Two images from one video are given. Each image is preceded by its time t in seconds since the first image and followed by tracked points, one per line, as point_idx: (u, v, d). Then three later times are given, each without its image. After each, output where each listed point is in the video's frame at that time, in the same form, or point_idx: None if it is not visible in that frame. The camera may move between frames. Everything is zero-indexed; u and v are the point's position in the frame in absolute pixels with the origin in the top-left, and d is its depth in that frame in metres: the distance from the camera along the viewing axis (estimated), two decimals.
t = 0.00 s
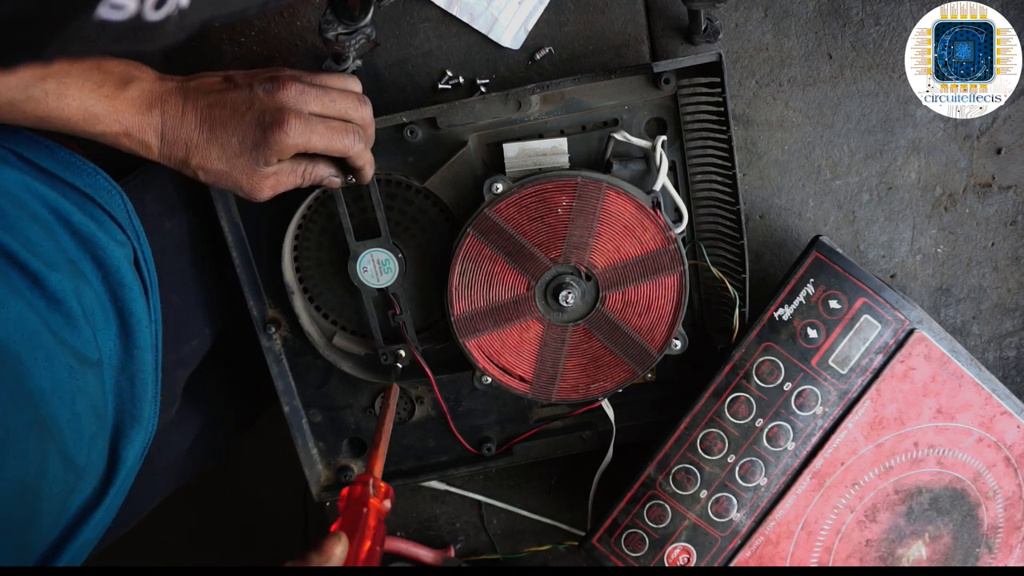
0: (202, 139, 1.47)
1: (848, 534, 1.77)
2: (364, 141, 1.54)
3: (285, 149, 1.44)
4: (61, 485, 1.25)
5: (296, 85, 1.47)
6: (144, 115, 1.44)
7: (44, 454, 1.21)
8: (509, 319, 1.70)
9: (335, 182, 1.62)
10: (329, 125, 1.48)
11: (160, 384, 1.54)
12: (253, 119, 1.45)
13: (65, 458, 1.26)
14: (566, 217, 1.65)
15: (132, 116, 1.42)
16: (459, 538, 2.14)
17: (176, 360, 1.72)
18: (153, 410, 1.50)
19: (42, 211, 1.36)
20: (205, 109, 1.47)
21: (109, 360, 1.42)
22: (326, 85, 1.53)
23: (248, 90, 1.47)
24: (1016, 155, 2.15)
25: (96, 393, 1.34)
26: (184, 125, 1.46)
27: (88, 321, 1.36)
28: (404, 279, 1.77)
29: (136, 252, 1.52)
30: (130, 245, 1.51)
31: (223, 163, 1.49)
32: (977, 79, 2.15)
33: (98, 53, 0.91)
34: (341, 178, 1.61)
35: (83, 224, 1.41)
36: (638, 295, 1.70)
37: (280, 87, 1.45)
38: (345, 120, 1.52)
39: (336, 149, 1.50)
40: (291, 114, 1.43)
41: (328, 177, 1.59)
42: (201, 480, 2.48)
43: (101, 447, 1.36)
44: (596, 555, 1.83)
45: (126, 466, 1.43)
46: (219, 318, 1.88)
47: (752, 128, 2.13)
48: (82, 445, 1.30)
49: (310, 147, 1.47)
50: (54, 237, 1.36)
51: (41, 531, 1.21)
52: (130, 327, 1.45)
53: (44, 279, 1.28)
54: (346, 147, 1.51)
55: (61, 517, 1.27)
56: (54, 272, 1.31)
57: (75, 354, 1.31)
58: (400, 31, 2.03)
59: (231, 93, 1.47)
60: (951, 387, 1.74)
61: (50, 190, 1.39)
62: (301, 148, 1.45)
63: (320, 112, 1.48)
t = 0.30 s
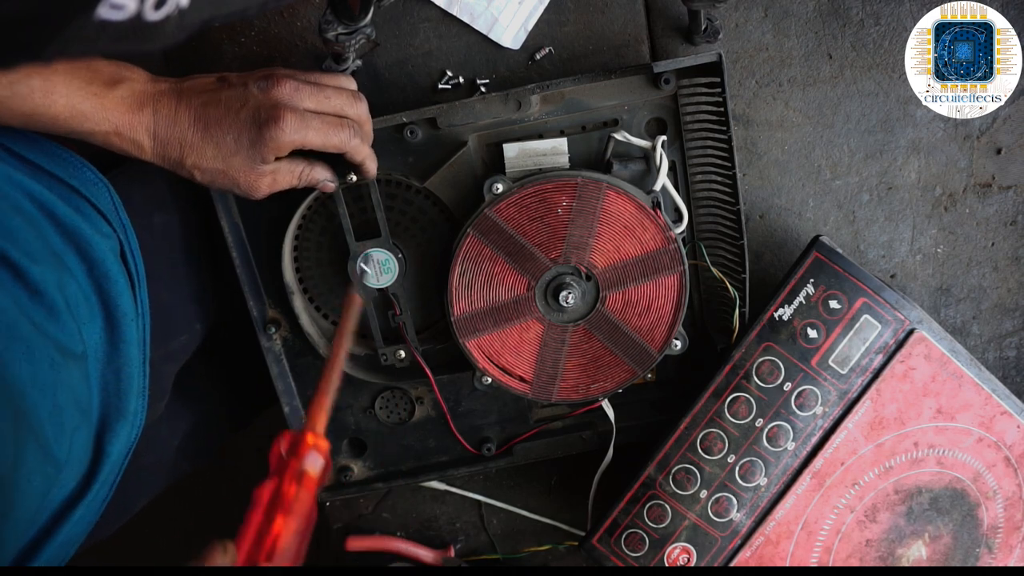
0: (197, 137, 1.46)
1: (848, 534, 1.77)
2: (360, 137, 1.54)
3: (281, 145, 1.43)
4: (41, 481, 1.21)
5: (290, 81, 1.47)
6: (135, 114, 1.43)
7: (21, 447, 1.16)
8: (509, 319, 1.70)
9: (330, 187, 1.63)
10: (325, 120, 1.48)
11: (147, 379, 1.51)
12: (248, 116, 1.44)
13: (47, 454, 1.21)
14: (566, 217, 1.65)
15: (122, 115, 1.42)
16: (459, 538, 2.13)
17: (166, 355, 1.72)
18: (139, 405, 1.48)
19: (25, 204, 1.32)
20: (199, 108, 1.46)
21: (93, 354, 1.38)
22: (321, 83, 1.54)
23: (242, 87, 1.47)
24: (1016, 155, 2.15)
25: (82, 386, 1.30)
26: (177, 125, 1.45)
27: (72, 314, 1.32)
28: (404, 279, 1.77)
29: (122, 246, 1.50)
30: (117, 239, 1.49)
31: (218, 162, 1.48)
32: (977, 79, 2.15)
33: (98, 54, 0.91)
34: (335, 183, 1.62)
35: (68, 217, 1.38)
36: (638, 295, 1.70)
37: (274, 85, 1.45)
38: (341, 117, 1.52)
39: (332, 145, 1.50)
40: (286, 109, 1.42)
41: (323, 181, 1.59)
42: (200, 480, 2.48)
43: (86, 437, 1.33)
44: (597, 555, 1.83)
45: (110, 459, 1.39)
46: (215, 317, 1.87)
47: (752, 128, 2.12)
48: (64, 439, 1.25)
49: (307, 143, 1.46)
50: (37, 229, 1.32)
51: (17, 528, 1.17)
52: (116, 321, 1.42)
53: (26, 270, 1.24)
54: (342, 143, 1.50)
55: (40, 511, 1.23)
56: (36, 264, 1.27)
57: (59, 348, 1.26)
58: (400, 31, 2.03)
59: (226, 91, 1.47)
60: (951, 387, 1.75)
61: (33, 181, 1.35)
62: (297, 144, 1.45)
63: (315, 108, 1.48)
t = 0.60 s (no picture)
0: (200, 132, 1.45)
1: (848, 534, 1.77)
2: (360, 140, 1.54)
3: (286, 142, 1.43)
4: (32, 470, 1.20)
5: (297, 78, 1.46)
6: (136, 108, 1.43)
7: (6, 437, 1.16)
8: (509, 319, 1.70)
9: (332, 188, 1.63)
10: (329, 120, 1.48)
11: (139, 374, 1.50)
12: (254, 111, 1.43)
13: (36, 446, 1.21)
14: (566, 217, 1.65)
15: (124, 109, 1.42)
16: (459, 538, 2.14)
17: (159, 349, 1.70)
18: (132, 398, 1.46)
19: (10, 195, 1.32)
20: (203, 104, 1.45)
21: (83, 347, 1.38)
22: (326, 81, 1.53)
23: (248, 83, 1.46)
24: (1016, 155, 2.15)
25: (68, 377, 1.31)
26: (179, 119, 1.45)
27: (61, 306, 1.34)
28: (404, 279, 1.77)
29: (112, 239, 1.49)
30: (107, 232, 1.48)
31: (221, 157, 1.48)
32: (977, 79, 2.15)
33: (98, 54, 0.90)
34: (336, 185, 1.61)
35: (55, 209, 1.38)
36: (638, 294, 1.70)
37: (280, 81, 1.45)
38: (345, 117, 1.52)
39: (335, 146, 1.50)
40: (293, 106, 1.42)
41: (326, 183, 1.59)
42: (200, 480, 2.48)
43: (76, 428, 1.32)
44: (596, 555, 1.83)
45: (101, 454, 1.37)
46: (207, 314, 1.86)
47: (752, 128, 2.12)
48: (52, 432, 1.25)
49: (311, 141, 1.46)
50: (22, 221, 1.33)
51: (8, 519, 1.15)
52: (106, 313, 1.42)
53: (13, 262, 1.27)
54: (344, 144, 1.50)
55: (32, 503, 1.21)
56: (23, 255, 1.29)
57: (46, 339, 1.28)
58: (400, 31, 2.03)
59: (231, 87, 1.47)
60: (951, 387, 1.75)
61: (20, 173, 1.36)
62: (301, 141, 1.44)
63: (320, 107, 1.48)
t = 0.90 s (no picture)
0: (205, 128, 1.45)
1: (848, 534, 1.77)
2: (363, 143, 1.55)
3: (292, 139, 1.42)
4: (28, 465, 1.21)
5: (302, 76, 1.47)
6: (139, 104, 1.41)
7: (5, 433, 1.16)
8: (509, 319, 1.70)
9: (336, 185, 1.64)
10: (335, 122, 1.48)
11: (137, 369, 1.50)
12: (260, 108, 1.42)
13: (32, 440, 1.21)
14: (566, 217, 1.65)
15: (127, 104, 1.40)
16: (459, 538, 2.14)
17: (157, 344, 1.70)
18: (129, 393, 1.46)
19: (9, 189, 1.32)
20: (208, 101, 1.44)
21: (78, 340, 1.38)
22: (331, 80, 1.53)
23: (253, 81, 1.46)
24: (1016, 155, 2.15)
25: (65, 370, 1.31)
26: (184, 115, 1.44)
27: (57, 299, 1.33)
28: (404, 279, 1.77)
29: (109, 232, 1.49)
30: (104, 226, 1.48)
31: (225, 153, 1.47)
32: (977, 79, 2.15)
33: (98, 54, 0.91)
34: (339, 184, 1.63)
35: (53, 203, 1.38)
36: (638, 295, 1.70)
37: (286, 79, 1.45)
38: (348, 115, 1.53)
39: (338, 148, 1.49)
40: (300, 104, 1.41)
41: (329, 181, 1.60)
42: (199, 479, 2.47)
43: (71, 422, 1.32)
44: (596, 555, 1.83)
45: (97, 450, 1.37)
46: (206, 312, 1.86)
47: (752, 128, 2.12)
48: (48, 427, 1.25)
49: (315, 140, 1.45)
50: (20, 216, 1.32)
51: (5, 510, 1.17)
52: (102, 308, 1.42)
53: (9, 256, 1.26)
54: (348, 147, 1.50)
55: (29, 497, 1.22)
56: (20, 249, 1.29)
57: (42, 332, 1.27)
58: (399, 31, 2.03)
59: (237, 84, 1.46)
60: (951, 387, 1.75)
61: (18, 167, 1.35)
62: (307, 139, 1.43)
63: (326, 106, 1.48)
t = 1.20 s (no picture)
0: (205, 131, 1.45)
1: (848, 534, 1.77)
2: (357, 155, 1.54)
3: (292, 141, 1.42)
4: (27, 462, 1.21)
5: (302, 77, 1.47)
6: (141, 106, 1.42)
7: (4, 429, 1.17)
8: (509, 319, 1.70)
9: (337, 192, 1.64)
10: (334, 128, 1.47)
11: (137, 366, 1.50)
12: (261, 111, 1.42)
13: (31, 436, 1.21)
14: (566, 217, 1.65)
15: (128, 107, 1.41)
16: (459, 538, 2.14)
17: (157, 342, 1.70)
18: (129, 390, 1.46)
19: (10, 185, 1.32)
20: (210, 103, 1.44)
21: (79, 336, 1.37)
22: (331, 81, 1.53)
23: (253, 82, 1.45)
24: (1016, 155, 2.15)
25: (66, 366, 1.31)
26: (185, 119, 1.44)
27: (57, 296, 1.33)
28: (404, 279, 1.77)
29: (110, 228, 1.49)
30: (104, 221, 1.48)
31: (225, 156, 1.48)
32: (977, 79, 2.15)
33: (98, 54, 0.91)
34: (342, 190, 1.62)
35: (54, 198, 1.38)
36: (638, 295, 1.70)
37: (286, 80, 1.45)
38: (348, 114, 1.53)
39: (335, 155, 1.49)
40: (300, 107, 1.41)
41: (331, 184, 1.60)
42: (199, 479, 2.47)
43: (71, 419, 1.31)
44: (596, 555, 1.83)
45: (97, 446, 1.36)
46: (206, 311, 1.86)
47: (752, 128, 2.12)
48: (48, 423, 1.25)
49: (315, 144, 1.45)
50: (22, 211, 1.32)
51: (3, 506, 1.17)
52: (103, 305, 1.43)
53: (11, 251, 1.26)
54: (342, 157, 1.50)
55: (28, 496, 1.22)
56: (22, 244, 1.29)
57: (42, 328, 1.27)
58: (399, 31, 2.03)
59: (237, 86, 1.45)
60: (951, 387, 1.75)
61: (19, 162, 1.35)
62: (307, 142, 1.43)
63: (325, 107, 1.48)
